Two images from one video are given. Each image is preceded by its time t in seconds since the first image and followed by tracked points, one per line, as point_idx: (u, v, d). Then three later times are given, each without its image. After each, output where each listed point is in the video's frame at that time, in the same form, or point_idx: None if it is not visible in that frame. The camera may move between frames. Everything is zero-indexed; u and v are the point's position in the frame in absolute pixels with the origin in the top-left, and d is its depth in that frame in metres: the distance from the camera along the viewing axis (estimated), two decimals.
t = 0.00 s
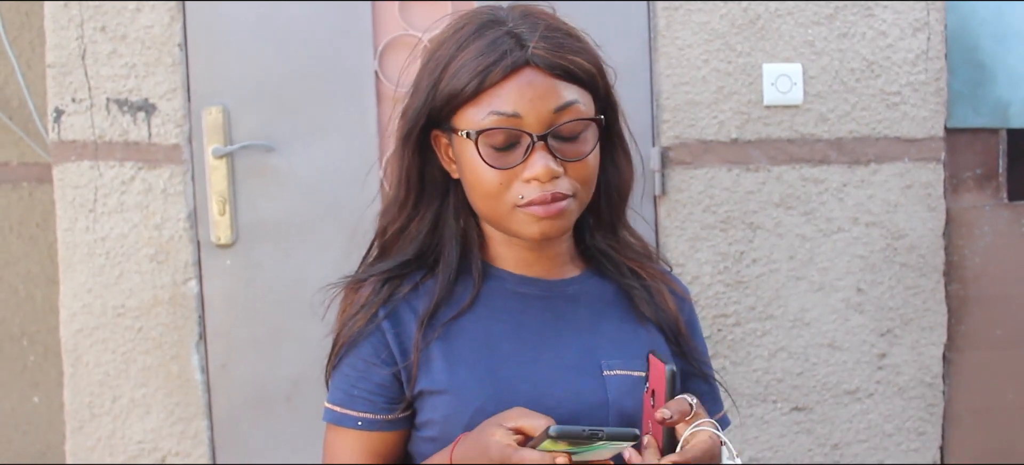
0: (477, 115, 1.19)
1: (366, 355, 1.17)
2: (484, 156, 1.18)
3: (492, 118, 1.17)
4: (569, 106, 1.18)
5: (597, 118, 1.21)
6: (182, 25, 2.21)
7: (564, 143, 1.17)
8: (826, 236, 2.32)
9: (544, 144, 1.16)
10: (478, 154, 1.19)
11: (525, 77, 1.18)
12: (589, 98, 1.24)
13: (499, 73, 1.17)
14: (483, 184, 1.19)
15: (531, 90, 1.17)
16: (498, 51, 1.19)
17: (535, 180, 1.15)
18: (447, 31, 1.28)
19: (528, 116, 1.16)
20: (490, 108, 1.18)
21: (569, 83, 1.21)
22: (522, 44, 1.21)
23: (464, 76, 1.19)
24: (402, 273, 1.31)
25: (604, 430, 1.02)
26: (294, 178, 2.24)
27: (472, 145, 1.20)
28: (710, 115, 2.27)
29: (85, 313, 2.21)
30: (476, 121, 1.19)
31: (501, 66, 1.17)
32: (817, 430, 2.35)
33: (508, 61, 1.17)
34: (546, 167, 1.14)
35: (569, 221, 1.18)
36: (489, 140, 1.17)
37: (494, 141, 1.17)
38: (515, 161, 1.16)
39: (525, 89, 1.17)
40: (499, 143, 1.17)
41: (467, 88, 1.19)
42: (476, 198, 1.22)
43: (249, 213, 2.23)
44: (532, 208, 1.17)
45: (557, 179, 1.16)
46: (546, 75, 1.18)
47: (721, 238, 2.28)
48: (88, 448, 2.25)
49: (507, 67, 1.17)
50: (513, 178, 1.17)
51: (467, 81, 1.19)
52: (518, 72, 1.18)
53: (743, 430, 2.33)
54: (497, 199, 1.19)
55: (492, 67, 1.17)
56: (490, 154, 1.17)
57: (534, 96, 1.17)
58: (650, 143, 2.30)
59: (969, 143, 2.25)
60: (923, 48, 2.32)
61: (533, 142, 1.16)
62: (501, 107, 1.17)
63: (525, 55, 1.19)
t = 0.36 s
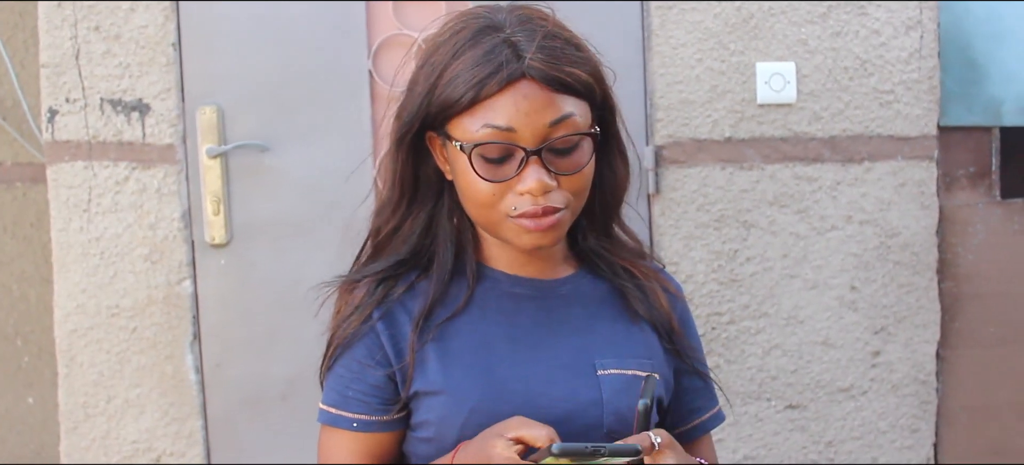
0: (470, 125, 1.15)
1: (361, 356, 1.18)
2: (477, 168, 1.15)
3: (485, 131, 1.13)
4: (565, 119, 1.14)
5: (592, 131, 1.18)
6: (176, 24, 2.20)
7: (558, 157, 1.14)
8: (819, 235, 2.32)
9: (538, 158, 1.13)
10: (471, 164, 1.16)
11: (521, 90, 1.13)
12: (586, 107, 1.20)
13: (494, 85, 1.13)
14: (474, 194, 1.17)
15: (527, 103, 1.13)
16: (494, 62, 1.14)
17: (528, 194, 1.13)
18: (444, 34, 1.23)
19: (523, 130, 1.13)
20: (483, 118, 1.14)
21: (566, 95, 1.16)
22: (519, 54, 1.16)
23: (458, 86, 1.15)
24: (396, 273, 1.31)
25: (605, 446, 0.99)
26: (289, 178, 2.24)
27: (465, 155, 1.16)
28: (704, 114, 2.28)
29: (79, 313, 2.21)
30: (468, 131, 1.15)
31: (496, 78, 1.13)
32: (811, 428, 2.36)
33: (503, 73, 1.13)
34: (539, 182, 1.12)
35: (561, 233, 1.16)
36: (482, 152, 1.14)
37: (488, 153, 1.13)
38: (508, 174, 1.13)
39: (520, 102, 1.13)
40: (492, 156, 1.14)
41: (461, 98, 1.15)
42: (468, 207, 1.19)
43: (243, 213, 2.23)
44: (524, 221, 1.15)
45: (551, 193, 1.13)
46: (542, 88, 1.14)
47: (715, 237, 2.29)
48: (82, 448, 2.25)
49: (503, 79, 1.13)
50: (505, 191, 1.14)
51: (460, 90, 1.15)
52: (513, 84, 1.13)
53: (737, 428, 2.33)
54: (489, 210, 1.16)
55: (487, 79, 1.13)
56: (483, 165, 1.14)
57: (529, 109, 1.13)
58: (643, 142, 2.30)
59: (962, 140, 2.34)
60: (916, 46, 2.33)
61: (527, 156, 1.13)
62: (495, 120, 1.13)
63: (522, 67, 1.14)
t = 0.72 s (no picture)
0: (472, 133, 1.14)
1: (361, 360, 1.18)
2: (478, 176, 1.14)
3: (487, 141, 1.12)
4: (568, 129, 1.13)
5: (596, 144, 1.17)
6: (174, 25, 2.20)
7: (560, 167, 1.14)
8: (817, 234, 2.32)
9: (540, 169, 1.12)
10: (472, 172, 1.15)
11: (524, 100, 1.12)
12: (590, 115, 1.19)
13: (498, 95, 1.11)
14: (475, 201, 1.17)
15: (530, 113, 1.12)
16: (498, 71, 1.13)
17: (529, 203, 1.13)
18: (446, 37, 1.21)
19: (526, 140, 1.12)
20: (486, 127, 1.13)
21: (571, 104, 1.15)
22: (523, 62, 1.14)
23: (461, 94, 1.14)
24: (396, 275, 1.30)
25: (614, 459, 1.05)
26: (287, 179, 2.24)
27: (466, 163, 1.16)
28: (701, 114, 2.28)
29: (77, 313, 2.21)
30: (470, 139, 1.14)
31: (500, 88, 1.11)
32: (809, 428, 2.36)
33: (507, 83, 1.11)
34: (540, 193, 1.12)
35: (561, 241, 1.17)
36: (484, 162, 1.13)
37: (489, 163, 1.13)
38: (510, 183, 1.13)
39: (523, 112, 1.12)
40: (494, 166, 1.13)
41: (463, 107, 1.13)
42: (469, 212, 1.19)
43: (241, 213, 2.23)
44: (525, 229, 1.15)
45: (552, 202, 1.13)
46: (546, 98, 1.13)
47: (712, 237, 2.29)
48: (80, 448, 2.25)
49: (507, 89, 1.11)
50: (507, 199, 1.14)
51: (462, 99, 1.13)
52: (516, 94, 1.12)
53: (735, 427, 2.33)
54: (490, 217, 1.16)
55: (491, 88, 1.12)
56: (484, 175, 1.14)
57: (532, 119, 1.12)
58: (641, 142, 2.30)
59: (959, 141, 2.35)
60: (913, 46, 2.33)
61: (529, 167, 1.12)
62: (498, 130, 1.12)
63: (526, 76, 1.12)
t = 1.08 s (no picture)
0: (498, 130, 1.14)
1: (381, 354, 1.18)
2: (503, 174, 1.14)
3: (513, 139, 1.12)
4: (595, 128, 1.13)
5: (623, 143, 1.17)
6: (191, 16, 2.20)
7: (587, 166, 1.13)
8: (833, 234, 2.31)
9: (566, 168, 1.12)
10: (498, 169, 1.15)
11: (551, 98, 1.11)
12: (618, 114, 1.18)
13: (524, 92, 1.11)
14: (500, 198, 1.16)
15: (557, 112, 1.11)
16: (525, 68, 1.12)
17: (554, 202, 1.12)
18: (474, 32, 1.21)
19: (552, 138, 1.11)
20: (512, 125, 1.13)
21: (598, 102, 1.14)
22: (551, 58, 1.13)
23: (488, 91, 1.14)
24: (417, 269, 1.30)
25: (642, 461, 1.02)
26: (302, 172, 2.24)
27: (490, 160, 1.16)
28: (718, 112, 2.27)
29: (91, 302, 2.21)
30: (496, 137, 1.14)
31: (527, 85, 1.11)
32: (822, 428, 2.35)
33: (534, 80, 1.11)
34: (566, 192, 1.11)
35: (585, 239, 1.16)
36: (509, 159, 1.13)
37: (515, 161, 1.13)
38: (535, 182, 1.13)
39: (550, 110, 1.11)
40: (519, 163, 1.13)
41: (490, 104, 1.13)
42: (493, 209, 1.19)
43: (256, 205, 2.23)
44: (550, 228, 1.15)
45: (577, 202, 1.13)
46: (574, 96, 1.12)
47: (728, 235, 2.28)
48: (93, 438, 2.25)
49: (534, 86, 1.11)
50: (531, 197, 1.14)
51: (489, 95, 1.13)
52: (543, 92, 1.11)
53: (748, 426, 2.32)
54: (515, 215, 1.16)
55: (517, 86, 1.11)
56: (509, 172, 1.14)
57: (559, 117, 1.11)
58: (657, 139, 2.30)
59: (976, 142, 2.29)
60: (932, 46, 2.32)
61: (555, 165, 1.12)
62: (524, 128, 1.12)
63: (554, 73, 1.12)
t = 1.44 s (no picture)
0: (516, 126, 1.14)
1: (389, 350, 1.18)
2: (521, 170, 1.13)
3: (532, 135, 1.12)
4: (615, 126, 1.12)
5: (642, 141, 1.16)
6: (197, 9, 2.20)
7: (606, 164, 1.13)
8: (840, 232, 2.31)
9: (585, 165, 1.11)
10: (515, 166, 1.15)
11: (572, 94, 1.11)
12: (638, 112, 1.17)
13: (544, 89, 1.11)
14: (516, 196, 1.16)
15: (577, 108, 1.11)
16: (546, 64, 1.12)
17: (572, 200, 1.12)
18: (493, 26, 1.21)
19: (572, 135, 1.11)
20: (531, 121, 1.12)
21: (618, 99, 1.14)
22: (572, 54, 1.13)
23: (507, 86, 1.13)
24: (429, 264, 1.30)
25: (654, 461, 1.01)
26: (308, 166, 2.24)
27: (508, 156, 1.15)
28: (725, 109, 2.26)
29: (97, 296, 2.21)
30: (514, 133, 1.13)
31: (547, 82, 1.11)
32: (827, 426, 2.35)
33: (555, 77, 1.11)
34: (584, 190, 1.11)
35: (602, 238, 1.16)
36: (528, 156, 1.12)
37: (533, 157, 1.12)
38: (553, 179, 1.12)
39: (570, 107, 1.11)
40: (538, 160, 1.12)
41: (509, 99, 1.13)
42: (509, 206, 1.19)
43: (262, 199, 2.23)
44: (567, 226, 1.14)
45: (595, 200, 1.12)
46: (594, 92, 1.11)
47: (734, 232, 2.27)
48: (98, 432, 2.25)
49: (555, 82, 1.10)
50: (549, 195, 1.13)
51: (508, 91, 1.13)
52: (564, 88, 1.11)
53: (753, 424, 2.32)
54: (531, 213, 1.15)
55: (538, 82, 1.11)
56: (527, 169, 1.13)
57: (579, 114, 1.11)
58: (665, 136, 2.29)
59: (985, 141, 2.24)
60: (941, 43, 2.31)
61: (574, 162, 1.11)
62: (543, 125, 1.11)
63: (574, 70, 1.11)
